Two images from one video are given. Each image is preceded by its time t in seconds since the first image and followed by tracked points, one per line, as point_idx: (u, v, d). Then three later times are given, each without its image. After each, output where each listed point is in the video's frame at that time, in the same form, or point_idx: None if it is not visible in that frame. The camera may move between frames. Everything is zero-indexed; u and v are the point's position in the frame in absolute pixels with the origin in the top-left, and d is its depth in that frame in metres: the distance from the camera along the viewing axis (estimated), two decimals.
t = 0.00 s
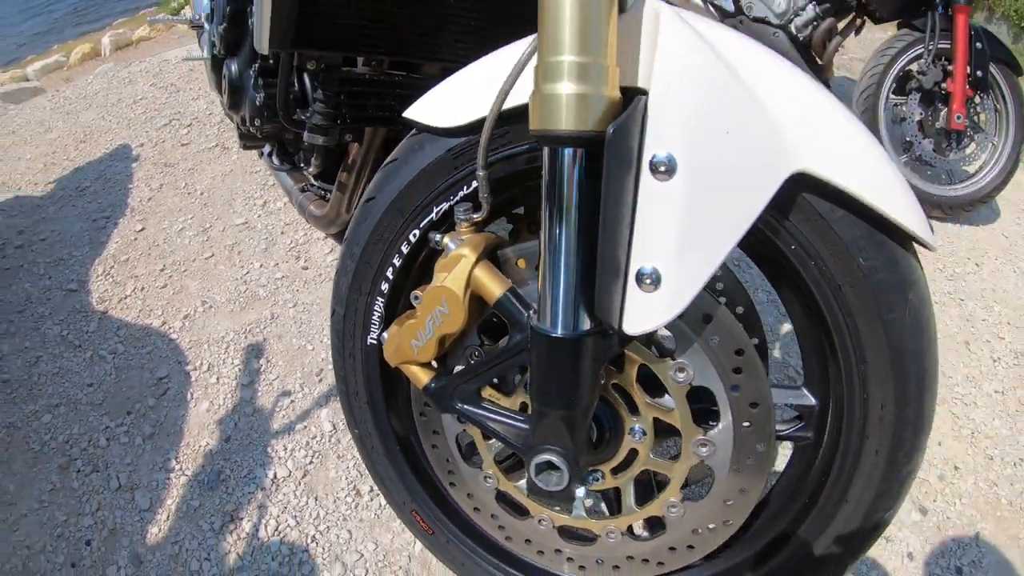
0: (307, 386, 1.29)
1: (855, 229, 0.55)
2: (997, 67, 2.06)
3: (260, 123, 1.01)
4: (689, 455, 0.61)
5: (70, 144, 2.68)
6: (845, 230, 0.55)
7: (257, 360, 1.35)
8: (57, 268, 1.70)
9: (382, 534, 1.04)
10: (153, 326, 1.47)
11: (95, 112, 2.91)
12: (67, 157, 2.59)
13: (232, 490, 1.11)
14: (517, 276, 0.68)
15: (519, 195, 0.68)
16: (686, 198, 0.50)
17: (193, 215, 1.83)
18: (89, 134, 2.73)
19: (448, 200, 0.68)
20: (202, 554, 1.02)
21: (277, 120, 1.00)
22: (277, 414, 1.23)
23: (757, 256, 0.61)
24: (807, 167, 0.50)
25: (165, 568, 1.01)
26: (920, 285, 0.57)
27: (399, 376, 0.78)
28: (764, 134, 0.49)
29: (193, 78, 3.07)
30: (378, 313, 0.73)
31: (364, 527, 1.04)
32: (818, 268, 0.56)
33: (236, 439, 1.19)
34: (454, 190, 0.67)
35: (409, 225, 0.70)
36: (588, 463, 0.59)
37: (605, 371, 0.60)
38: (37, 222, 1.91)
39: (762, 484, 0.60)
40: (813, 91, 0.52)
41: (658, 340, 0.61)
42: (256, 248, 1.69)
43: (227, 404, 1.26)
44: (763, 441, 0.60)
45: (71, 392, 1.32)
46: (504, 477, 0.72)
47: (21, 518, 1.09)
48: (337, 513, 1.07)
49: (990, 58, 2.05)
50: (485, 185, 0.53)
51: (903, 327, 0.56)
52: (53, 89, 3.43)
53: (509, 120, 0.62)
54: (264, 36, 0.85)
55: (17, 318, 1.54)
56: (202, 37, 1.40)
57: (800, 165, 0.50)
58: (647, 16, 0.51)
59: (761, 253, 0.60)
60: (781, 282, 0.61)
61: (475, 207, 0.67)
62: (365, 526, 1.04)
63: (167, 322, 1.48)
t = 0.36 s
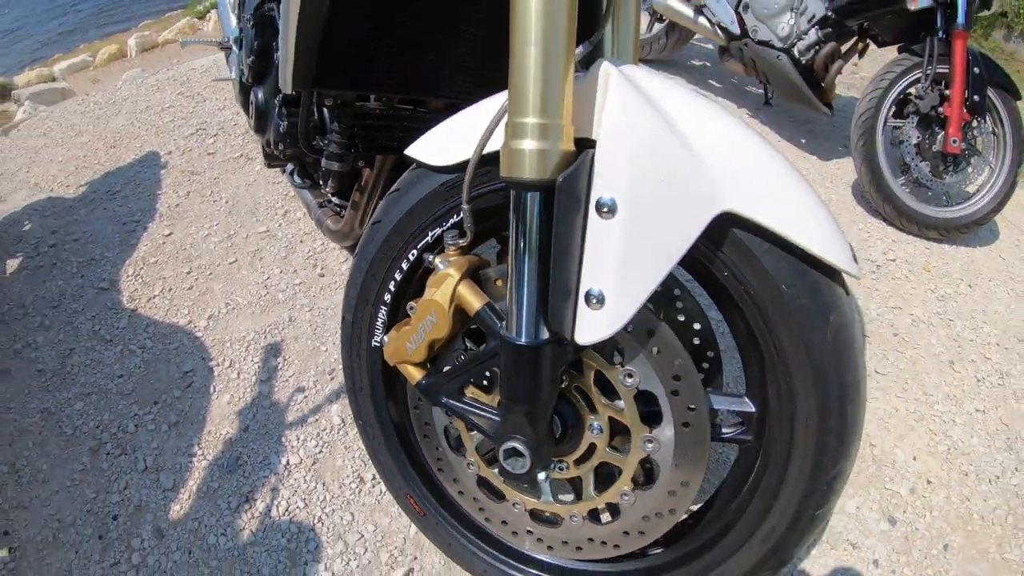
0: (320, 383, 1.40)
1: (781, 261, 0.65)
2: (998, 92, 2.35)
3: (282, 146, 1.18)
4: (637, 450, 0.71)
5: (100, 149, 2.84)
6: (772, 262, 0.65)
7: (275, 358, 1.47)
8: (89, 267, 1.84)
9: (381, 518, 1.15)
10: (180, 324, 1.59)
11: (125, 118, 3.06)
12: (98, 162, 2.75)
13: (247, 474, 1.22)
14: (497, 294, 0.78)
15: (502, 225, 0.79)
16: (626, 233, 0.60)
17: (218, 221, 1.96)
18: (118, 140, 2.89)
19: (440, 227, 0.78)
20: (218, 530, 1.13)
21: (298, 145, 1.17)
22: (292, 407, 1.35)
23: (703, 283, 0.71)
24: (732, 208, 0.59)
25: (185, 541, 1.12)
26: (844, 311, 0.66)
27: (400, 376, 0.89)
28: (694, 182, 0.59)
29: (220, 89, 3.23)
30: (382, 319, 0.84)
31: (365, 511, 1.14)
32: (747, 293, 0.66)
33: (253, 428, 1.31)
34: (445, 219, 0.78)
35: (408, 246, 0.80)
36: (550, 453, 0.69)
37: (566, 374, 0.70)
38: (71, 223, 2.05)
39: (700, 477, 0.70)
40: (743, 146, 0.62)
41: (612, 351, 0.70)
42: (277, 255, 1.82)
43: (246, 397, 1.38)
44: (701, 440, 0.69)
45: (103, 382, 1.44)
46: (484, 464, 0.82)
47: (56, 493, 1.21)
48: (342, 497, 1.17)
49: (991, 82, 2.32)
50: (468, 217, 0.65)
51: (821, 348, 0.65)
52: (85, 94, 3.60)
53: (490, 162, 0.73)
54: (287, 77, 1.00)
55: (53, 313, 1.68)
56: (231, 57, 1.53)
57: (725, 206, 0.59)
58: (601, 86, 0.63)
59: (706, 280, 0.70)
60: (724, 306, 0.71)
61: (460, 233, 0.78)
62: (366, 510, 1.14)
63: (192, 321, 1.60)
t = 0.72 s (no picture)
0: (328, 376, 1.58)
1: (703, 275, 0.78)
2: (983, 115, 2.81)
3: (297, 167, 1.33)
4: (583, 432, 0.84)
5: (129, 157, 3.02)
6: (694, 276, 0.78)
7: (288, 353, 1.64)
8: (118, 267, 2.02)
9: (376, 494, 1.30)
10: (203, 321, 1.77)
11: (152, 127, 3.25)
12: (127, 169, 2.94)
13: (258, 455, 1.39)
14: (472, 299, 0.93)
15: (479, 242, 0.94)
16: (565, 252, 0.75)
17: (239, 228, 2.14)
18: (145, 148, 3.07)
19: (424, 242, 0.93)
20: (232, 501, 1.30)
21: (311, 166, 1.32)
22: (302, 396, 1.52)
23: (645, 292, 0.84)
24: (652, 232, 0.74)
25: (202, 510, 1.29)
26: (755, 316, 0.79)
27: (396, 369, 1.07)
28: (619, 211, 0.74)
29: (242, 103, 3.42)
30: (379, 319, 1.00)
31: (362, 487, 1.31)
32: (673, 301, 0.79)
33: (267, 414, 1.48)
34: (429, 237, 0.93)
35: (399, 257, 0.96)
36: (509, 433, 0.85)
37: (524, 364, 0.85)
38: (101, 225, 2.23)
39: (634, 458, 0.83)
40: (665, 181, 0.76)
41: (563, 347, 0.84)
42: (293, 261, 1.99)
43: (261, 387, 1.55)
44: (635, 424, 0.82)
45: (131, 371, 1.62)
46: (460, 443, 0.97)
47: (85, 468, 1.39)
48: (342, 475, 1.34)
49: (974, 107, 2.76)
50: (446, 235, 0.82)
51: (732, 348, 0.77)
52: (113, 102, 3.80)
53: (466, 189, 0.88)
54: (304, 111, 1.15)
55: (85, 307, 1.86)
56: (255, 81, 1.70)
57: (644, 230, 0.74)
58: (551, 129, 0.78)
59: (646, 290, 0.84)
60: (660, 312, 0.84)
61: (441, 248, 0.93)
62: (363, 487, 1.31)
63: (214, 318, 1.78)
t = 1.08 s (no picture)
0: (338, 368, 1.83)
1: (648, 277, 0.94)
2: (968, 133, 2.94)
3: (316, 180, 1.48)
4: (550, 409, 1.02)
5: (157, 164, 3.24)
6: (640, 277, 0.94)
7: (303, 347, 1.89)
8: (150, 267, 2.27)
9: (378, 471, 1.55)
10: (226, 317, 2.02)
11: (178, 136, 3.48)
12: (154, 175, 3.17)
13: (273, 435, 1.63)
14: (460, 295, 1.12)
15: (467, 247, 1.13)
16: (530, 255, 0.96)
17: (261, 234, 2.38)
18: (172, 156, 3.29)
19: (423, 247, 1.11)
20: (247, 472, 1.55)
21: (328, 180, 1.47)
22: (315, 385, 1.77)
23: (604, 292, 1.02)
24: (600, 239, 0.92)
25: (222, 481, 1.54)
26: (692, 309, 0.95)
27: (396, 357, 1.26)
28: (575, 224, 0.94)
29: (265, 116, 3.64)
30: (383, 313, 1.19)
31: (364, 464, 1.56)
32: (624, 299, 0.96)
33: (283, 400, 1.73)
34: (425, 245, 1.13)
35: (400, 261, 1.14)
36: (488, 408, 1.04)
37: (499, 351, 1.03)
38: (131, 229, 2.49)
39: (592, 431, 1.00)
40: (615, 199, 0.95)
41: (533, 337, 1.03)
42: (309, 268, 2.20)
43: (278, 375, 1.80)
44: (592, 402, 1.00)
45: (160, 360, 1.88)
46: (449, 420, 1.17)
47: (116, 444, 1.65)
48: (350, 454, 1.58)
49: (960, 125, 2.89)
50: (439, 243, 1.02)
51: (670, 338, 0.93)
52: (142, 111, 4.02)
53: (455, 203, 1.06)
54: (322, 132, 1.30)
55: (116, 303, 2.13)
56: (278, 99, 1.92)
57: (594, 239, 0.93)
58: (523, 156, 0.99)
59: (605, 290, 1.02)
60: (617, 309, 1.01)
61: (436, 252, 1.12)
62: (368, 465, 1.56)
63: (237, 315, 2.02)
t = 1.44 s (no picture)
0: (365, 364, 2.08)
1: (626, 284, 1.14)
2: (959, 156, 3.10)
3: (351, 197, 1.69)
4: (545, 395, 1.25)
5: (196, 176, 3.51)
6: (620, 284, 1.14)
7: (334, 345, 2.15)
8: (192, 270, 2.59)
9: (399, 454, 1.79)
10: (264, 317, 2.29)
11: (215, 149, 3.77)
12: (193, 186, 3.43)
13: (305, 421, 1.89)
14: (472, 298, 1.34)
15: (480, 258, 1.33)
16: (529, 265, 1.17)
17: (295, 244, 2.66)
18: (211, 169, 3.57)
19: (443, 257, 1.32)
20: (281, 452, 1.80)
21: (362, 198, 1.68)
22: (344, 378, 2.02)
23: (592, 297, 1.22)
24: (586, 252, 1.12)
25: (258, 459, 1.79)
26: (662, 311, 1.14)
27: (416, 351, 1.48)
28: (566, 239, 1.14)
29: (297, 132, 3.91)
30: (407, 312, 1.40)
31: (386, 447, 1.80)
32: (606, 303, 1.16)
33: (314, 391, 1.98)
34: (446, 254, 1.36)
35: (423, 268, 1.36)
36: (493, 392, 1.26)
37: (503, 344, 1.25)
38: (172, 234, 2.85)
39: (579, 414, 1.22)
40: (601, 219, 1.15)
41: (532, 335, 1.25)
42: (340, 271, 2.50)
43: (311, 368, 2.07)
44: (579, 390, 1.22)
45: (204, 354, 2.17)
46: (461, 405, 1.39)
47: (161, 425, 1.94)
48: (375, 438, 1.83)
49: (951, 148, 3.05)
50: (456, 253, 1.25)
51: (643, 334, 1.12)
52: (180, 122, 4.29)
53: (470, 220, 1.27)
54: (360, 158, 1.51)
55: (161, 302, 2.45)
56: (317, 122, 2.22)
57: (581, 252, 1.13)
58: (525, 184, 1.20)
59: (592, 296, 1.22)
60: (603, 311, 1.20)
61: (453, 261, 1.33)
62: (391, 447, 1.80)
63: (274, 315, 2.29)
